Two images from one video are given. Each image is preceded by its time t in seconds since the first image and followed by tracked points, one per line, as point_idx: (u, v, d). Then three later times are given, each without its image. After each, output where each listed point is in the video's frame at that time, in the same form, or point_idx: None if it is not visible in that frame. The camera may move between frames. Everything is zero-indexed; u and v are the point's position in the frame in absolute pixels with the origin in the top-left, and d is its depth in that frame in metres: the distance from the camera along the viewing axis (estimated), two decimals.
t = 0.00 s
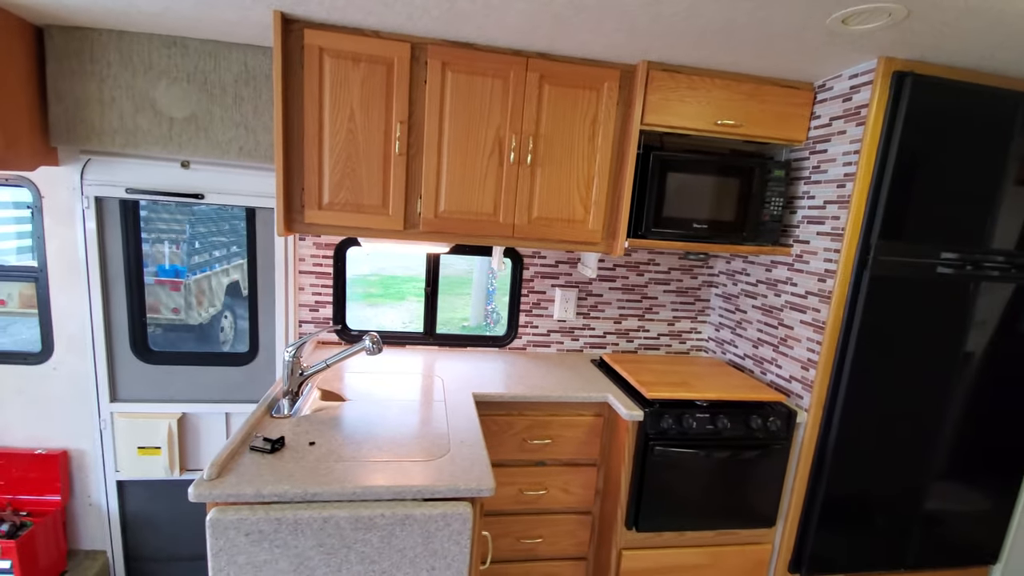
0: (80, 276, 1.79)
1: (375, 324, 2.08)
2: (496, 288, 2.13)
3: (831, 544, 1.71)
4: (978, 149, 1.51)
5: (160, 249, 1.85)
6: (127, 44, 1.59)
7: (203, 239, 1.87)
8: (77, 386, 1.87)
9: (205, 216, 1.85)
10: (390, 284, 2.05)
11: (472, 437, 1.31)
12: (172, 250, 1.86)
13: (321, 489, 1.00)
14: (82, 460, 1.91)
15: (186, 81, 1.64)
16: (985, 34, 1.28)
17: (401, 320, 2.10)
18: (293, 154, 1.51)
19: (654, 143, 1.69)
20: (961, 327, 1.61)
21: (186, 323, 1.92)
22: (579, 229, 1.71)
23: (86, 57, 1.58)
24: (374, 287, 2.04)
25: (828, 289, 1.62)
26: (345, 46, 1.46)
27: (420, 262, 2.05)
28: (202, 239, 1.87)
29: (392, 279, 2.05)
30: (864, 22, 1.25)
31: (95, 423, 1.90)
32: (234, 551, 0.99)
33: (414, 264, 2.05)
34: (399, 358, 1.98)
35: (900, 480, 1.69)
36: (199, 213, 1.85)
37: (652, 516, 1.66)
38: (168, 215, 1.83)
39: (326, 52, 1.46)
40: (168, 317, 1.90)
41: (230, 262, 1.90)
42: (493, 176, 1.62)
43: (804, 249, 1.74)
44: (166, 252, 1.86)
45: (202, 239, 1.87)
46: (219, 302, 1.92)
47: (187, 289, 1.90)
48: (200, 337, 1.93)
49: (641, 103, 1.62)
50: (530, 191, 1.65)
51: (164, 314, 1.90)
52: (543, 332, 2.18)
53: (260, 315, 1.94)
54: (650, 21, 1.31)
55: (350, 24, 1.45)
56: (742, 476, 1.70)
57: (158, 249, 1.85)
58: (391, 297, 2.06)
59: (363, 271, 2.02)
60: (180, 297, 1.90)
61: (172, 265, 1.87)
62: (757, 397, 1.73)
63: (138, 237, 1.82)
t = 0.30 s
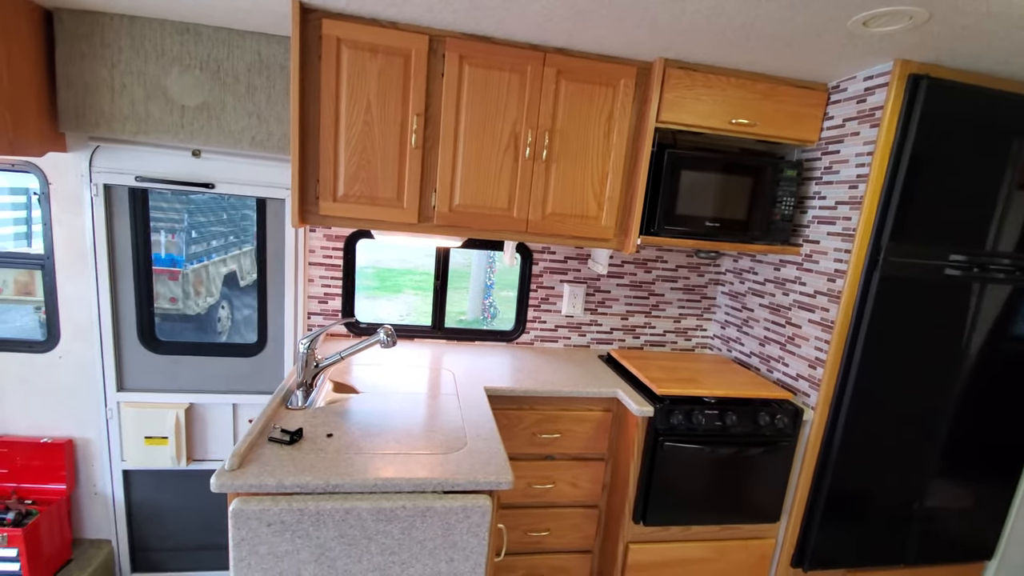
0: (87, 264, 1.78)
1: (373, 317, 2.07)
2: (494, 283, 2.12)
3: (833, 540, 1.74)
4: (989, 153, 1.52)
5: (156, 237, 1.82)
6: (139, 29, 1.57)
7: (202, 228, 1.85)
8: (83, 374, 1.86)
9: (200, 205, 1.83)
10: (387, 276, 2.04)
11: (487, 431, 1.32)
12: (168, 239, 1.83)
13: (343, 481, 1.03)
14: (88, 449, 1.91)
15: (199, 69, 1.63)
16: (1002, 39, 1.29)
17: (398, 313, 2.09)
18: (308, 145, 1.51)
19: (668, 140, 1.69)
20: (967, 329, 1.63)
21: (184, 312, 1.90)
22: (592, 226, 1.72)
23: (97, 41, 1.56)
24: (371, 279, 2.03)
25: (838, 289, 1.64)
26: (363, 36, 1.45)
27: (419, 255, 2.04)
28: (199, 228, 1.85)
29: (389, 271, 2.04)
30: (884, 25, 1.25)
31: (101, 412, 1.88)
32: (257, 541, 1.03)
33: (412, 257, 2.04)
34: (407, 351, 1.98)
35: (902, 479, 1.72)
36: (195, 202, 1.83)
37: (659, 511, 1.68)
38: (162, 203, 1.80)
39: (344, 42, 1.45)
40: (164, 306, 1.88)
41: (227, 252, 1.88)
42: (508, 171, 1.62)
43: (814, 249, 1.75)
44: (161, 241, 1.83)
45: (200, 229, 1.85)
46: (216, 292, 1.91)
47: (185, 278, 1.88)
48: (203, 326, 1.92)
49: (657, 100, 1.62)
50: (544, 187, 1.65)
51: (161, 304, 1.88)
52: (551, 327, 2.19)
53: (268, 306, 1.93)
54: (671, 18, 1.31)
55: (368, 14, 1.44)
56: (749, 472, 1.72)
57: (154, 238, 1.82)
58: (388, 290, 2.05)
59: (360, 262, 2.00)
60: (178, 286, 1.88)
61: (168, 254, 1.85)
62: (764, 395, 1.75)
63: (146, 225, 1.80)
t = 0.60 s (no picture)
0: (78, 258, 1.74)
1: (365, 313, 2.05)
2: (488, 280, 2.11)
3: (825, 537, 1.76)
4: (984, 156, 1.54)
5: (143, 230, 1.78)
6: (134, 19, 1.54)
7: (192, 222, 1.82)
8: (73, 370, 1.83)
9: (190, 197, 1.80)
10: (379, 272, 2.02)
11: (488, 430, 1.32)
12: (156, 232, 1.80)
13: (345, 480, 1.02)
14: (78, 446, 1.87)
15: (195, 60, 1.60)
16: (1000, 44, 1.30)
17: (390, 309, 2.07)
18: (307, 140, 1.49)
19: (669, 140, 1.69)
20: (959, 330, 1.65)
21: (173, 307, 1.87)
22: (592, 224, 1.72)
23: (90, 31, 1.53)
24: (362, 275, 2.01)
25: (834, 289, 1.65)
26: (364, 30, 1.43)
27: (411, 251, 2.03)
28: (189, 221, 1.82)
29: (380, 267, 2.02)
30: (886, 28, 1.26)
31: (92, 408, 1.85)
32: (257, 541, 1.02)
33: (403, 253, 2.03)
34: (404, 349, 1.97)
35: (894, 477, 1.75)
36: (184, 194, 1.79)
37: (656, 509, 1.69)
38: (151, 196, 1.77)
39: (345, 36, 1.43)
40: (152, 300, 1.84)
41: (217, 246, 1.85)
42: (508, 168, 1.61)
43: (811, 250, 1.77)
44: (149, 233, 1.79)
45: (190, 222, 1.82)
46: (205, 286, 1.88)
47: (173, 273, 1.84)
48: (191, 321, 1.89)
49: (658, 100, 1.62)
50: (544, 185, 1.65)
51: (147, 297, 1.84)
52: (548, 325, 2.19)
53: (263, 302, 1.91)
54: (676, 17, 1.31)
55: (369, 8, 1.42)
56: (745, 470, 1.73)
57: (138, 230, 1.77)
58: (380, 286, 2.04)
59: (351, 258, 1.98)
60: (167, 280, 1.84)
61: (155, 247, 1.81)
62: (760, 394, 1.76)
63: (138, 219, 1.76)
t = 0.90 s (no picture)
0: (69, 250, 1.72)
1: (359, 308, 2.04)
2: (483, 277, 2.11)
3: (816, 533, 1.78)
4: (977, 159, 1.56)
5: (134, 223, 1.76)
6: (129, 8, 1.52)
7: (183, 215, 1.80)
8: (64, 364, 1.80)
9: (181, 190, 1.77)
10: (373, 267, 2.01)
11: (485, 426, 1.32)
12: (146, 225, 1.77)
13: (343, 476, 1.02)
14: (68, 441, 1.85)
15: (190, 51, 1.58)
16: (996, 48, 1.32)
17: (383, 304, 2.07)
18: (305, 133, 1.47)
19: (667, 138, 1.70)
20: (950, 329, 1.67)
21: (163, 301, 1.84)
22: (590, 222, 1.72)
23: (84, 19, 1.51)
24: (355, 270, 2.00)
25: (829, 289, 1.67)
26: (364, 23, 1.42)
27: (404, 246, 2.02)
28: (181, 214, 1.80)
29: (373, 263, 2.01)
30: (884, 30, 1.27)
31: (83, 403, 1.83)
32: (255, 537, 1.01)
33: (396, 248, 2.02)
34: (401, 344, 1.97)
35: (884, 474, 1.77)
36: (176, 186, 1.77)
37: (651, 505, 1.70)
38: (142, 188, 1.74)
39: (344, 29, 1.42)
40: (142, 294, 1.82)
41: (209, 240, 1.83)
42: (507, 164, 1.61)
43: (806, 249, 1.78)
44: (139, 226, 1.77)
45: (181, 216, 1.80)
46: (196, 279, 1.86)
47: (164, 267, 1.82)
48: (182, 316, 1.87)
49: (657, 98, 1.63)
50: (543, 181, 1.65)
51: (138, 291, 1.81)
52: (544, 322, 2.19)
53: (259, 296, 1.90)
54: (677, 15, 1.31)
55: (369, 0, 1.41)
56: (739, 467, 1.75)
57: (127, 223, 1.75)
58: (373, 281, 2.03)
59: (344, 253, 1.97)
60: (158, 274, 1.82)
61: (145, 240, 1.78)
62: (755, 392, 1.78)
63: (131, 212, 1.74)
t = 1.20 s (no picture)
0: (59, 245, 1.70)
1: (352, 306, 2.03)
2: (478, 275, 2.11)
3: (806, 532, 1.80)
4: (967, 162, 1.58)
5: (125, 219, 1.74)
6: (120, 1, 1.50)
7: (176, 211, 1.79)
8: (53, 360, 1.78)
9: (173, 185, 1.76)
10: (367, 265, 2.00)
11: (478, 425, 1.32)
12: (138, 221, 1.75)
13: (336, 475, 1.02)
14: (57, 438, 1.83)
15: (183, 45, 1.56)
16: (986, 53, 1.33)
17: (376, 302, 2.06)
18: (299, 130, 1.46)
19: (662, 139, 1.70)
20: (939, 331, 1.69)
21: (154, 297, 1.83)
22: (584, 221, 1.72)
23: (74, 12, 1.49)
24: (349, 268, 1.99)
25: (821, 290, 1.68)
26: (359, 19, 1.41)
27: (398, 244, 2.01)
28: (173, 210, 1.78)
29: (367, 261, 2.00)
30: (878, 33, 1.28)
31: (72, 400, 1.81)
32: (246, 535, 1.01)
33: (390, 246, 2.01)
34: (394, 342, 1.96)
35: (873, 473, 1.79)
36: (168, 181, 1.75)
37: (643, 504, 1.71)
38: (134, 183, 1.72)
39: (339, 25, 1.41)
40: (133, 290, 1.80)
41: (200, 236, 1.82)
42: (503, 163, 1.61)
43: (799, 250, 1.80)
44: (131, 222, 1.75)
45: (174, 211, 1.78)
46: (188, 275, 1.84)
47: (155, 262, 1.81)
48: (173, 312, 1.85)
49: (652, 98, 1.63)
50: (538, 180, 1.65)
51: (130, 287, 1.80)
52: (538, 320, 2.19)
53: (251, 293, 1.88)
54: (674, 16, 1.31)
55: None
56: (730, 466, 1.76)
57: (118, 219, 1.73)
58: (367, 279, 2.02)
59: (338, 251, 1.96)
60: (149, 270, 1.80)
61: (136, 236, 1.77)
62: (746, 391, 1.79)
63: (122, 207, 1.72)
